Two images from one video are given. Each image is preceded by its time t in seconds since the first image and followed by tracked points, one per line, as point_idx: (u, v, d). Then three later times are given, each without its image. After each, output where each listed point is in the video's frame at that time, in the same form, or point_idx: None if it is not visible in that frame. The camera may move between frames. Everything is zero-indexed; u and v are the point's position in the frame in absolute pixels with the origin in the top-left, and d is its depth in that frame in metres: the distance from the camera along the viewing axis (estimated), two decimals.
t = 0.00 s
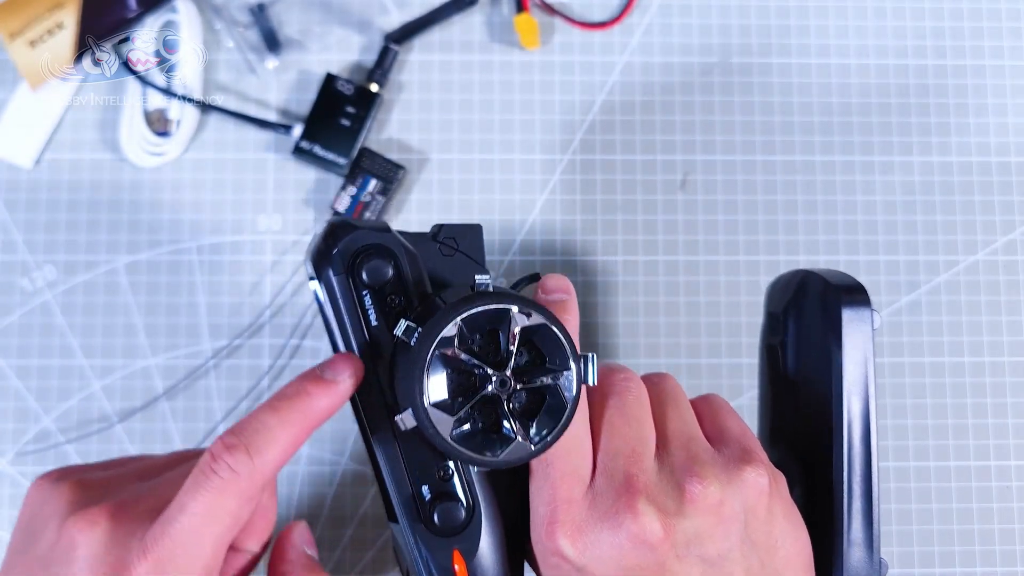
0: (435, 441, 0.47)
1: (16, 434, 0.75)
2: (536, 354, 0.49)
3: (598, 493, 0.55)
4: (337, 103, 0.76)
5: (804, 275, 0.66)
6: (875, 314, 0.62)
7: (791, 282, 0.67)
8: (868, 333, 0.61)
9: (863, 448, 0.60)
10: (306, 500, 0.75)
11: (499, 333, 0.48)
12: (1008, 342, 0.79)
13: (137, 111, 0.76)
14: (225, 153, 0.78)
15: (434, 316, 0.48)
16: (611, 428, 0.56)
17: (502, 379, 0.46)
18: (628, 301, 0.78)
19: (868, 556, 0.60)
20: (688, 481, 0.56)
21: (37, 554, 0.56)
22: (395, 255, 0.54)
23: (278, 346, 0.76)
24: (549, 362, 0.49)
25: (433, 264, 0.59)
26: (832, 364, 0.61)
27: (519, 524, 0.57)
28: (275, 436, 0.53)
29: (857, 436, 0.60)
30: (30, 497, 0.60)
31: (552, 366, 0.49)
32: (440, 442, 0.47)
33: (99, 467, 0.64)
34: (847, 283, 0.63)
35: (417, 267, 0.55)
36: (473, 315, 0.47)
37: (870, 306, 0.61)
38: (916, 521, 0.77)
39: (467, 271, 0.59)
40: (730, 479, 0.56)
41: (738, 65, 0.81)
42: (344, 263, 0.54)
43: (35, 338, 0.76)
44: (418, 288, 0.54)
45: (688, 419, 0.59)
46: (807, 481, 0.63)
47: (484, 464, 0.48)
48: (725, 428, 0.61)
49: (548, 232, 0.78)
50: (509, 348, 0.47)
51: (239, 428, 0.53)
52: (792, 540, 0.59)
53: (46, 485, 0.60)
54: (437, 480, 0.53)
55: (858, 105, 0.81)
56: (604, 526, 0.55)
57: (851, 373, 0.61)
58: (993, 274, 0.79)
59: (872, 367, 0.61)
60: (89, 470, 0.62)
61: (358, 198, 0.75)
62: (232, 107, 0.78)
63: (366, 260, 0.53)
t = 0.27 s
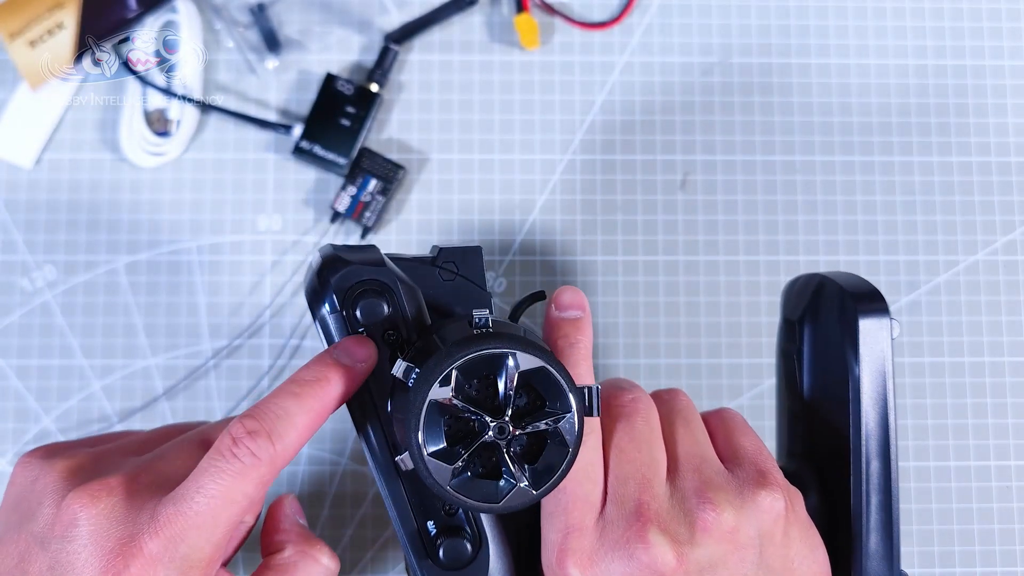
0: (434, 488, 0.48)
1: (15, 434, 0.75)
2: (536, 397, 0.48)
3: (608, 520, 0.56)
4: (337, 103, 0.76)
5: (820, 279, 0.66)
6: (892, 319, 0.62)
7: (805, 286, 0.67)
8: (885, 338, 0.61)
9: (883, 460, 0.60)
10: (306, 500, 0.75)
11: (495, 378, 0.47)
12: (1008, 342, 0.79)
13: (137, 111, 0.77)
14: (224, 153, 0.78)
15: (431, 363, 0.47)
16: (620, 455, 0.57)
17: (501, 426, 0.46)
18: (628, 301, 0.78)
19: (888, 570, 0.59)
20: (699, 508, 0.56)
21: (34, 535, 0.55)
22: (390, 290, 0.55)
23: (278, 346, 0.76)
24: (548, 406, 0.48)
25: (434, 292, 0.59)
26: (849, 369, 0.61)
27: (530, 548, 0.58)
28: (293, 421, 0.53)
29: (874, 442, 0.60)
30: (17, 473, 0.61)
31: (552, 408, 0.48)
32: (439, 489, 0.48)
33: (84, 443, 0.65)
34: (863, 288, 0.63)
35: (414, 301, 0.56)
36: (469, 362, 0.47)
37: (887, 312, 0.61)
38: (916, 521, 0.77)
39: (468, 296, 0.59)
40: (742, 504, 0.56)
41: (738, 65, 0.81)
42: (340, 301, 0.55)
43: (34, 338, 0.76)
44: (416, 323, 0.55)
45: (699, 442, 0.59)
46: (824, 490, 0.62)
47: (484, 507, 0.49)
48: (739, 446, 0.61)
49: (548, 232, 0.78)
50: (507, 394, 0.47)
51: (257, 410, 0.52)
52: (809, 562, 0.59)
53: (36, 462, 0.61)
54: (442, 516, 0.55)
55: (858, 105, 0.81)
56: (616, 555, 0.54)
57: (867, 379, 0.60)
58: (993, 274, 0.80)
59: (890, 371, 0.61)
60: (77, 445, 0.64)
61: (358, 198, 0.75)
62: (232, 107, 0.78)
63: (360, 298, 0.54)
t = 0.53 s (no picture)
0: (422, 487, 0.48)
1: (16, 434, 0.75)
2: (522, 396, 0.48)
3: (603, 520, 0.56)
4: (337, 103, 0.76)
5: (821, 277, 0.65)
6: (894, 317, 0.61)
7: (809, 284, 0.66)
8: (885, 337, 0.61)
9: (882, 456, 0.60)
10: (306, 500, 0.75)
11: (480, 377, 0.48)
12: (1008, 342, 0.79)
13: (137, 111, 0.77)
14: (224, 154, 0.78)
15: (417, 363, 0.48)
16: (614, 455, 0.57)
17: (487, 425, 0.47)
18: (628, 301, 0.78)
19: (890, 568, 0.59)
20: (694, 509, 0.55)
21: (33, 530, 0.55)
22: (381, 290, 0.55)
23: (278, 346, 0.76)
24: (535, 405, 0.48)
25: (428, 291, 0.59)
26: (848, 368, 0.61)
27: (525, 547, 0.59)
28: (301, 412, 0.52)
29: (873, 441, 0.60)
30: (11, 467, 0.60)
31: (536, 408, 0.48)
32: (426, 488, 0.48)
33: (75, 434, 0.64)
34: (865, 286, 0.62)
35: (406, 300, 0.56)
36: (453, 362, 0.47)
37: (888, 310, 0.61)
38: (916, 522, 0.77)
39: (462, 295, 0.59)
40: (738, 505, 0.56)
41: (738, 65, 0.80)
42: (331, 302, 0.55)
43: (35, 338, 0.76)
44: (408, 323, 0.55)
45: (694, 442, 0.59)
46: (827, 490, 0.62)
47: (472, 505, 0.49)
48: (737, 446, 0.61)
49: (548, 232, 0.78)
50: (492, 393, 0.47)
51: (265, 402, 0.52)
52: (805, 561, 0.59)
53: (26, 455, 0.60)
54: (434, 514, 0.55)
55: (858, 105, 0.81)
56: (611, 556, 0.55)
57: (866, 378, 0.60)
58: (993, 274, 0.80)
59: (890, 367, 0.61)
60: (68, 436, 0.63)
61: (358, 198, 0.75)
62: (232, 107, 0.78)
63: (350, 299, 0.54)
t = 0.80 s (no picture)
0: (420, 478, 0.49)
1: (16, 434, 0.75)
2: (521, 389, 0.49)
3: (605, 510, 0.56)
4: (337, 103, 0.76)
5: (829, 270, 0.65)
6: (902, 310, 0.61)
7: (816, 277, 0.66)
8: (894, 330, 0.61)
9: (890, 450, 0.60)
10: (306, 500, 0.75)
11: (477, 369, 0.48)
12: (1008, 342, 0.79)
13: (137, 111, 0.77)
14: (224, 154, 0.78)
15: (416, 354, 0.48)
16: (616, 445, 0.57)
17: (484, 417, 0.47)
18: (628, 301, 0.78)
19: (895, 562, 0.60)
20: (697, 501, 0.56)
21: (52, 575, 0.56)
22: (383, 281, 0.55)
23: (278, 346, 0.76)
24: (533, 397, 0.49)
25: (430, 282, 0.59)
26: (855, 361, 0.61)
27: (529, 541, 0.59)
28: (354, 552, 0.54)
29: (881, 435, 0.60)
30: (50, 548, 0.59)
31: (534, 399, 0.49)
32: (424, 479, 0.49)
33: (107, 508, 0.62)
34: (872, 277, 0.62)
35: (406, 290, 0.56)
36: (452, 353, 0.48)
37: (897, 303, 0.61)
38: (916, 522, 0.77)
39: (462, 285, 0.60)
40: (740, 497, 0.56)
41: (738, 65, 0.81)
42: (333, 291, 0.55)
43: (35, 338, 0.76)
44: (410, 314, 0.56)
45: (698, 433, 0.59)
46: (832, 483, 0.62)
47: (470, 496, 0.49)
48: (743, 438, 0.60)
49: (548, 232, 0.78)
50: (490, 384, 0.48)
51: None
52: (811, 555, 0.58)
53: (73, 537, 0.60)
54: (436, 505, 0.56)
55: (858, 105, 0.81)
56: (611, 546, 0.56)
57: (874, 372, 0.60)
58: (993, 274, 0.80)
59: (898, 360, 0.60)
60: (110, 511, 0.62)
61: (358, 198, 0.75)
62: (232, 107, 0.78)
63: (352, 290, 0.55)
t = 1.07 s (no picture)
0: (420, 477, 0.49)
1: (16, 434, 0.75)
2: (520, 388, 0.49)
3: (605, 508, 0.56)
4: (337, 103, 0.76)
5: (826, 267, 0.65)
6: (899, 307, 0.61)
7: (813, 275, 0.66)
8: (891, 327, 0.60)
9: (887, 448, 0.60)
10: (306, 500, 0.75)
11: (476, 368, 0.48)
12: (1008, 342, 0.79)
13: (137, 111, 0.77)
14: (224, 153, 0.78)
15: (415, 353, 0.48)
16: (616, 443, 0.57)
17: (484, 416, 0.47)
18: (628, 301, 0.78)
19: (895, 561, 0.59)
20: (696, 497, 0.56)
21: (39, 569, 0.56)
22: (383, 281, 0.56)
23: (278, 346, 0.76)
24: (533, 396, 0.49)
25: (429, 282, 0.59)
26: (852, 358, 0.61)
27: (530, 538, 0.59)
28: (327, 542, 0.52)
29: (878, 432, 0.60)
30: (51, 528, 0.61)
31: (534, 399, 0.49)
32: (424, 476, 0.49)
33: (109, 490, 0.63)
34: (868, 275, 0.62)
35: (406, 291, 0.57)
36: (451, 353, 0.48)
37: (893, 300, 0.61)
38: (916, 522, 0.77)
39: (462, 285, 0.60)
40: (739, 494, 0.57)
41: (738, 65, 0.80)
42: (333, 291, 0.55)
43: (35, 338, 0.76)
44: (410, 314, 0.56)
45: (697, 430, 0.59)
46: (830, 474, 0.62)
47: (470, 493, 0.50)
48: (740, 436, 0.60)
49: (548, 232, 0.78)
50: (490, 384, 0.48)
51: None
52: (808, 551, 0.59)
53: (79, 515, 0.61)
54: (437, 504, 0.56)
55: (858, 105, 0.81)
56: (611, 542, 0.55)
57: (871, 369, 0.60)
58: (993, 274, 0.79)
59: (896, 357, 0.60)
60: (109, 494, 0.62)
61: (358, 197, 0.75)
62: (232, 107, 0.78)
63: (351, 290, 0.55)
